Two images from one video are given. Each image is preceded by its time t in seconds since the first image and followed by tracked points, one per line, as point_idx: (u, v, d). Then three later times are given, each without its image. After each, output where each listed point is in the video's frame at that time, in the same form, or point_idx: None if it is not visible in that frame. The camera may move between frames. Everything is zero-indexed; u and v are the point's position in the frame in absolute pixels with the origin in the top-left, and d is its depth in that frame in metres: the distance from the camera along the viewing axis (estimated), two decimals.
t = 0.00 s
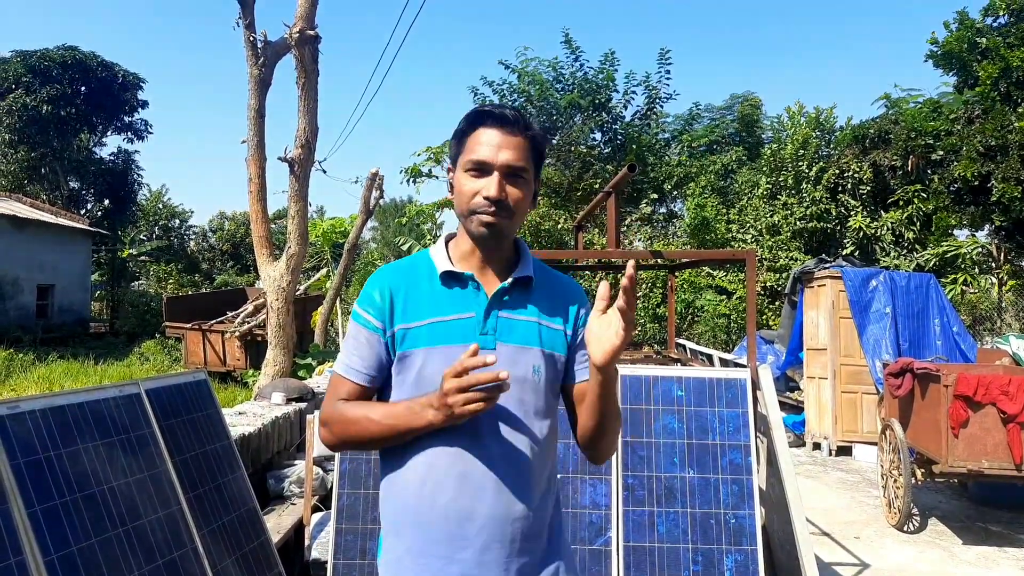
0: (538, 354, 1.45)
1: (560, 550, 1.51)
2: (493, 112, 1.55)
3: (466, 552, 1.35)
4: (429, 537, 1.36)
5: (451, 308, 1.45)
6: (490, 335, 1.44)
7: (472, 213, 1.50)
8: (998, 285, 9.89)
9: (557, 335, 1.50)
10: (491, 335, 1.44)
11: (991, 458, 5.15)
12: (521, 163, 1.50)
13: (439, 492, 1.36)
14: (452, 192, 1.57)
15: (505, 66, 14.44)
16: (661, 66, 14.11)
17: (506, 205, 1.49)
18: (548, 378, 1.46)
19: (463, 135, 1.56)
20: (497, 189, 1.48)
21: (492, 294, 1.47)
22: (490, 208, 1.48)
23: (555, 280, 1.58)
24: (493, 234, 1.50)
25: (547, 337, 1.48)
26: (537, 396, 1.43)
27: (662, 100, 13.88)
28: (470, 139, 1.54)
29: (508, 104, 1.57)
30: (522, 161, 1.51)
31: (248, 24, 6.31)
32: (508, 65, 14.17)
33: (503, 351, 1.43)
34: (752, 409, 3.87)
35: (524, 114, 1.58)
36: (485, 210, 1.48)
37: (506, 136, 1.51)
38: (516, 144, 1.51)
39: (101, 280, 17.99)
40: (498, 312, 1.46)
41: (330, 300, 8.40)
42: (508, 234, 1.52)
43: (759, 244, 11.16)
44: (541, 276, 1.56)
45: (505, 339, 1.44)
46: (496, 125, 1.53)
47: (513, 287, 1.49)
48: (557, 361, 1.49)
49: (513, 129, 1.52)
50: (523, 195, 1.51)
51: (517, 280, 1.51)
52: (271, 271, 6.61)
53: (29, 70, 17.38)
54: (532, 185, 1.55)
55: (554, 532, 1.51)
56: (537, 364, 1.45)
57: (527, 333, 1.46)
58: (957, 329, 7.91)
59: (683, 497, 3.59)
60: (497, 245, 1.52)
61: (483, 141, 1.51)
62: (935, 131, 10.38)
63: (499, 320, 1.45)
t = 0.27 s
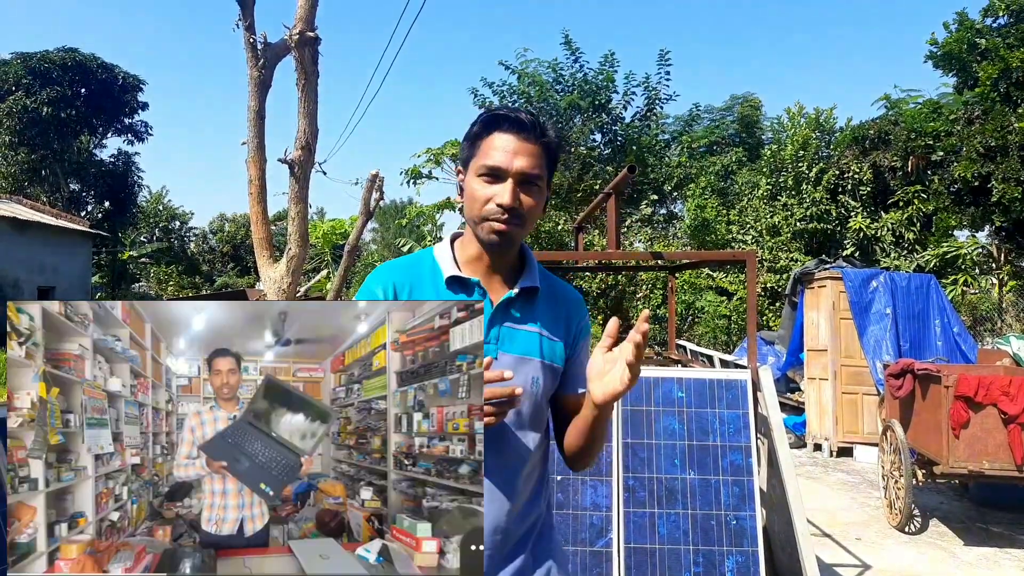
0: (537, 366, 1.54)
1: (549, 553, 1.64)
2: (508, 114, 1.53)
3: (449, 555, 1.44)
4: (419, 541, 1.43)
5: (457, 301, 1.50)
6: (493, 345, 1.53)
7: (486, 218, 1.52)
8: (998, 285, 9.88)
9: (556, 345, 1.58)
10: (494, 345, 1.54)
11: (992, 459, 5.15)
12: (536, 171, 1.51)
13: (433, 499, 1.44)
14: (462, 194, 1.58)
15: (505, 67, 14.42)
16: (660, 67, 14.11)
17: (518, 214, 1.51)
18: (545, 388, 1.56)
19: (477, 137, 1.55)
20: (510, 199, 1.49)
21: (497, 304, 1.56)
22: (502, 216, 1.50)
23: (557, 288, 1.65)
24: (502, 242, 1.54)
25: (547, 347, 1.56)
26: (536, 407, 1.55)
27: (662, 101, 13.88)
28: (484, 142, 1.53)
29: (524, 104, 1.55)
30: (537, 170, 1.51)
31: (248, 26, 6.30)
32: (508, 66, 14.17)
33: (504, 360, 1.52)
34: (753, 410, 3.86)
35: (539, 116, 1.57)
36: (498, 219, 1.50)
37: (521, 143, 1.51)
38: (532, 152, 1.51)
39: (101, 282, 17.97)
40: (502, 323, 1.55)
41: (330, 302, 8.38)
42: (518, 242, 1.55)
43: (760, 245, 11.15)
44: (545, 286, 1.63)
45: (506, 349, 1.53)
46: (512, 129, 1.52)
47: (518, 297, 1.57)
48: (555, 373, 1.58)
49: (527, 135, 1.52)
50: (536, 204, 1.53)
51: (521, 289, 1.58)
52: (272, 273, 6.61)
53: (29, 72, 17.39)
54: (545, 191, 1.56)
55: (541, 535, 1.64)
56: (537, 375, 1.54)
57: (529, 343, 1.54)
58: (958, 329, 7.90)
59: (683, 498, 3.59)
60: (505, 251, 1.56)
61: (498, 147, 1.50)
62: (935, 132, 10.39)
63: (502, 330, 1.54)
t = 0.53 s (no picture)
0: (538, 370, 1.56)
1: (549, 560, 1.65)
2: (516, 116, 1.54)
3: (449, 555, 1.44)
4: (419, 541, 1.43)
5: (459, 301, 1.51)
6: (494, 348, 1.54)
7: (493, 220, 1.52)
8: (999, 287, 9.87)
9: (557, 350, 1.60)
10: (495, 348, 1.55)
11: (994, 461, 5.15)
12: (544, 175, 1.52)
13: (433, 499, 1.45)
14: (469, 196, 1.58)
15: (506, 69, 14.43)
16: (661, 69, 14.12)
17: (524, 218, 1.52)
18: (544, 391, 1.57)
19: (485, 139, 1.56)
20: (518, 202, 1.50)
21: (500, 308, 1.57)
22: (509, 219, 1.51)
23: (558, 292, 1.66)
24: (508, 245, 1.54)
25: (548, 352, 1.58)
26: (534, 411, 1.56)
27: (663, 102, 13.90)
28: (492, 145, 1.54)
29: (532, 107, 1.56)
30: (544, 173, 1.52)
31: (250, 28, 6.31)
32: (509, 68, 14.17)
33: (505, 364, 1.54)
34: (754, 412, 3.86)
35: (547, 118, 1.57)
36: (505, 222, 1.51)
37: (529, 146, 1.52)
38: (539, 155, 1.52)
39: (103, 283, 17.99)
40: (505, 328, 1.56)
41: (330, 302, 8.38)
42: (523, 246, 1.56)
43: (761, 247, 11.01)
44: (547, 290, 1.64)
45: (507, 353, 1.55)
46: (521, 131, 1.52)
47: (521, 300, 1.58)
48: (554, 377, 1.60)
49: (535, 138, 1.53)
50: (542, 208, 1.54)
51: (525, 292, 1.59)
52: (273, 274, 6.61)
53: (31, 73, 17.41)
54: (551, 194, 1.56)
55: (539, 542, 1.65)
56: (537, 379, 1.55)
57: (531, 348, 1.56)
58: (959, 331, 7.90)
59: (684, 500, 3.59)
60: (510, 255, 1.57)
61: (506, 149, 1.51)
62: (936, 134, 10.40)
63: (504, 334, 1.56)
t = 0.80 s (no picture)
0: (539, 366, 1.55)
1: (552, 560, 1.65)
2: (520, 112, 1.54)
3: (449, 555, 1.44)
4: (418, 541, 1.43)
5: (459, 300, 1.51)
6: (496, 343, 1.53)
7: (499, 213, 1.51)
8: (1002, 286, 9.85)
9: (559, 346, 1.60)
10: (496, 343, 1.54)
11: (995, 461, 5.14)
12: (549, 169, 1.52)
13: (432, 499, 1.44)
14: (472, 192, 1.58)
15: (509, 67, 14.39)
16: (664, 67, 14.08)
17: (530, 211, 1.51)
18: (546, 389, 1.57)
19: (489, 134, 1.56)
20: (525, 194, 1.49)
21: (500, 302, 1.57)
22: (516, 212, 1.50)
23: (560, 289, 1.66)
24: (514, 239, 1.53)
25: (549, 348, 1.57)
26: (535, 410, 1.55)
27: (666, 101, 13.87)
28: (496, 139, 1.54)
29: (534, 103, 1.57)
30: (548, 168, 1.52)
31: (252, 26, 6.29)
32: (511, 66, 14.15)
33: (506, 359, 1.53)
34: (755, 412, 3.86)
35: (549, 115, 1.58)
36: (511, 214, 1.50)
37: (534, 140, 1.52)
38: (544, 150, 1.52)
39: (105, 281, 18.01)
40: (504, 321, 1.56)
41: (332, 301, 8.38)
42: (527, 240, 1.55)
43: (763, 245, 10.95)
44: (548, 286, 1.63)
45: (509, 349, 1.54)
46: (526, 127, 1.53)
47: (522, 294, 1.58)
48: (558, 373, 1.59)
49: (539, 135, 1.53)
50: (546, 202, 1.54)
51: (525, 287, 1.58)
52: (275, 272, 6.61)
53: (33, 71, 17.40)
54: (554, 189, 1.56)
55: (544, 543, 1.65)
56: (538, 376, 1.55)
57: (531, 344, 1.55)
58: (961, 331, 7.88)
59: (685, 499, 3.59)
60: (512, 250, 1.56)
61: (510, 144, 1.51)
62: (938, 134, 10.41)
63: (504, 328, 1.55)
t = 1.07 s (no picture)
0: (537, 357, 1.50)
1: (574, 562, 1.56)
2: (508, 110, 1.54)
3: (449, 555, 1.41)
4: (418, 541, 1.41)
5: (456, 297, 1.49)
6: (491, 337, 1.49)
7: (495, 204, 1.49)
8: (1000, 285, 9.83)
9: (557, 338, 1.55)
10: (493, 336, 1.50)
11: (995, 460, 5.12)
12: (543, 162, 1.51)
13: (432, 499, 1.42)
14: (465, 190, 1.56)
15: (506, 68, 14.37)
16: (662, 68, 14.06)
17: (525, 203, 1.49)
18: (547, 384, 1.51)
19: (477, 133, 1.55)
20: (520, 185, 1.48)
21: (494, 294, 1.54)
22: (514, 204, 1.48)
23: (556, 282, 1.62)
24: (510, 232, 1.51)
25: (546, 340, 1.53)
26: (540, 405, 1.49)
27: (664, 101, 13.85)
28: (486, 136, 1.53)
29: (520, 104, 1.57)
30: (540, 161, 1.51)
31: (249, 27, 6.27)
32: (508, 67, 14.15)
33: (501, 353, 1.48)
34: (755, 411, 3.84)
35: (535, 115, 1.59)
36: (507, 206, 1.48)
37: (524, 135, 1.51)
38: (535, 144, 1.51)
39: (103, 283, 17.98)
40: (498, 313, 1.53)
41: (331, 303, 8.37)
42: (521, 234, 1.53)
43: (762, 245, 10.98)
44: (543, 280, 1.60)
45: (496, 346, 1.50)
46: (516, 123, 1.52)
47: (513, 288, 1.55)
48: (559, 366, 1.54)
49: (529, 130, 1.52)
50: (540, 194, 1.52)
51: (518, 281, 1.55)
52: (273, 274, 6.59)
53: (30, 73, 17.35)
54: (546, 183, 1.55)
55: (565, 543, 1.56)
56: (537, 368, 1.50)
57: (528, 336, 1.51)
58: (960, 330, 7.88)
59: (685, 499, 3.57)
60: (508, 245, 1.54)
61: (502, 138, 1.50)
62: (937, 132, 10.39)
63: (499, 320, 1.52)
